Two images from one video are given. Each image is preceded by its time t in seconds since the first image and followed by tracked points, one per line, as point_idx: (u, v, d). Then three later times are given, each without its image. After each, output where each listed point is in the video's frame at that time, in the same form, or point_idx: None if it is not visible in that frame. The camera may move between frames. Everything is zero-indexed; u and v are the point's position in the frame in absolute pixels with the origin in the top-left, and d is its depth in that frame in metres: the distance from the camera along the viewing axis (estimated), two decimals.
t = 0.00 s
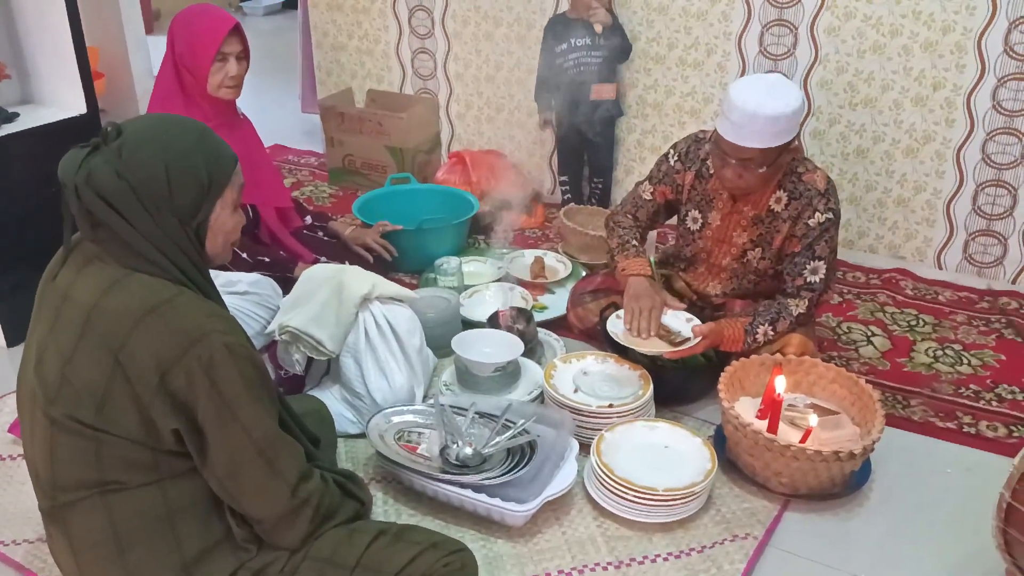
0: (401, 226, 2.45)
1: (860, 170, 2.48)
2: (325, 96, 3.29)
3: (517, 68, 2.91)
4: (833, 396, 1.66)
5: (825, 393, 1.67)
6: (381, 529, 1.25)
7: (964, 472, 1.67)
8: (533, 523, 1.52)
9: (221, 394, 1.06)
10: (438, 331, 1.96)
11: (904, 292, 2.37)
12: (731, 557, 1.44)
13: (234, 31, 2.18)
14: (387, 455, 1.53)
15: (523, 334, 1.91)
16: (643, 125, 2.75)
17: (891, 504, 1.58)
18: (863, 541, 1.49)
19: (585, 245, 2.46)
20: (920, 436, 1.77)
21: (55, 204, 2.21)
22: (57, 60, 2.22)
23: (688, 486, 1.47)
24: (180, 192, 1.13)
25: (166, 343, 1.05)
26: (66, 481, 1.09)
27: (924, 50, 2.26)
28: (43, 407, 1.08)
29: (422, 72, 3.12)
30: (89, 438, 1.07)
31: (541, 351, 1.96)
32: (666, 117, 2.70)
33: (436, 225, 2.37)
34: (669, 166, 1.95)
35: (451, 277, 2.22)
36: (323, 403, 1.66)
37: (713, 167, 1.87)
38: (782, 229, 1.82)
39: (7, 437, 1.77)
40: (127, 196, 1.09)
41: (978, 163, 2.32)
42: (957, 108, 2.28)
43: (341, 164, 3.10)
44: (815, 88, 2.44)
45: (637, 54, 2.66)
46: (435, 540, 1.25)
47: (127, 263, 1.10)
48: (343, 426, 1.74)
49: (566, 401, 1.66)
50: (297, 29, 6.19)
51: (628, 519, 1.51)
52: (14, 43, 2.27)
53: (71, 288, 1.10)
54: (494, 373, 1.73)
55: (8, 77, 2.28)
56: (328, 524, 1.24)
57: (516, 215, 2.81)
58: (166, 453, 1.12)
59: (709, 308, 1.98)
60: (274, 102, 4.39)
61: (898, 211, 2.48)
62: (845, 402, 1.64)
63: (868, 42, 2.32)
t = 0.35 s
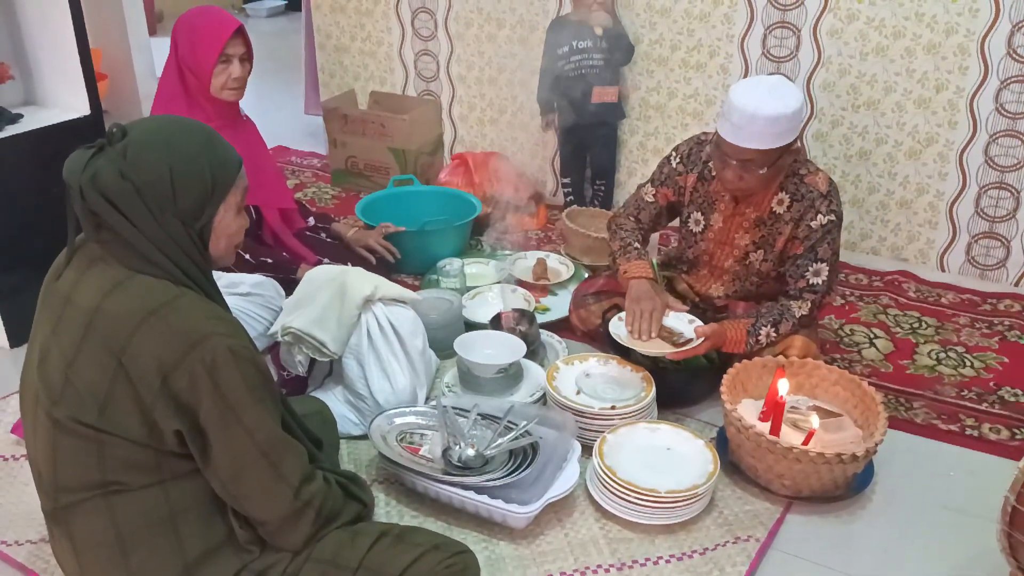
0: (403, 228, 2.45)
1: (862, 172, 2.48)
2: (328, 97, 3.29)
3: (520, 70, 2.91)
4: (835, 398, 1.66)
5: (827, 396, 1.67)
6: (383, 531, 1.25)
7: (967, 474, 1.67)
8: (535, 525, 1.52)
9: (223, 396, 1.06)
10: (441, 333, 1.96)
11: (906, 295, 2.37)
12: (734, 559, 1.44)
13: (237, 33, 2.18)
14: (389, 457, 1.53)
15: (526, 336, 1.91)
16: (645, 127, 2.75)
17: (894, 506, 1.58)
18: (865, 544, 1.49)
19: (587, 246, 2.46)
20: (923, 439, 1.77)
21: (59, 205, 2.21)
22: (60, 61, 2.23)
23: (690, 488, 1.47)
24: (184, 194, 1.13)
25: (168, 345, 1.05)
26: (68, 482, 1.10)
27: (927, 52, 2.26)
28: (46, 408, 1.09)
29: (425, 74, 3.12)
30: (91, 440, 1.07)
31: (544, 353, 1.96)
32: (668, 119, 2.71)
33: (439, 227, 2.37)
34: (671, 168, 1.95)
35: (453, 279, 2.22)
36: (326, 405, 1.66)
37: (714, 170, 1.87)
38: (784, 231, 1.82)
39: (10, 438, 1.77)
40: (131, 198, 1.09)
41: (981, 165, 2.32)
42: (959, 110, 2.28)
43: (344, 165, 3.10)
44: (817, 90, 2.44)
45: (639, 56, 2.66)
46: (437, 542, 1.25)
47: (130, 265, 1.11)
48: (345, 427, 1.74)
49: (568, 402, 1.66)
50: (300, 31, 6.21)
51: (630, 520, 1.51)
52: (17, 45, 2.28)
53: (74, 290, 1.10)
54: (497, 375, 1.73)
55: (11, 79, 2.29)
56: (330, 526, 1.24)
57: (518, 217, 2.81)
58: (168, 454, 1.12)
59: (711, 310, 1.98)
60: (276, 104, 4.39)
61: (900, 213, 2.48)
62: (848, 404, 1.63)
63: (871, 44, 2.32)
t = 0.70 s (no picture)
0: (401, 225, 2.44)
1: (861, 170, 2.48)
2: (326, 95, 3.29)
3: (518, 67, 2.91)
4: (832, 396, 1.66)
5: (824, 394, 1.67)
6: (380, 528, 1.25)
7: (964, 472, 1.67)
8: (533, 523, 1.52)
9: (220, 394, 1.06)
10: (438, 330, 1.96)
11: (904, 293, 2.37)
12: (731, 557, 1.44)
13: (235, 29, 2.18)
14: (387, 454, 1.53)
15: (523, 334, 1.91)
16: (643, 125, 2.75)
17: (891, 504, 1.58)
18: (862, 541, 1.49)
19: (585, 244, 2.46)
20: (920, 437, 1.77)
21: (56, 202, 2.21)
22: (58, 58, 2.22)
23: (688, 486, 1.47)
24: (182, 191, 1.13)
25: (164, 343, 1.05)
26: (65, 480, 1.10)
27: (926, 50, 2.26)
28: (42, 405, 1.09)
29: (423, 71, 3.12)
30: (87, 437, 1.07)
31: (541, 350, 1.96)
32: (667, 117, 2.70)
33: (437, 224, 2.37)
34: (669, 166, 1.95)
35: (451, 276, 2.22)
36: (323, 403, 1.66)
37: (711, 167, 1.87)
38: (782, 229, 1.82)
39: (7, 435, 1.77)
40: (128, 195, 1.09)
41: (979, 164, 2.32)
42: (958, 109, 2.28)
43: (342, 163, 3.10)
44: (816, 88, 2.44)
45: (638, 54, 2.66)
46: (434, 539, 1.25)
47: (127, 263, 1.11)
48: (343, 425, 1.74)
49: (566, 400, 1.66)
50: (298, 28, 6.20)
51: (627, 518, 1.51)
52: (14, 42, 2.27)
53: (71, 287, 1.10)
54: (494, 372, 1.73)
55: (9, 75, 2.28)
56: (328, 523, 1.24)
57: (516, 214, 2.81)
58: (165, 452, 1.12)
59: (709, 309, 1.99)
60: (274, 100, 4.38)
61: (898, 211, 2.48)
62: (846, 402, 1.64)
63: (870, 42, 2.32)
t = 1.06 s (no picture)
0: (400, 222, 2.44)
1: (861, 166, 2.48)
2: (325, 92, 3.28)
3: (517, 64, 2.91)
4: (832, 392, 1.66)
5: (825, 389, 1.67)
6: (381, 524, 1.26)
7: (965, 468, 1.67)
8: (533, 519, 1.53)
9: (219, 391, 1.06)
10: (438, 327, 1.96)
11: (904, 289, 2.37)
12: (731, 552, 1.45)
13: (234, 26, 2.18)
14: (387, 450, 1.53)
15: (524, 330, 1.91)
16: (643, 121, 2.75)
17: (890, 500, 1.58)
18: (862, 537, 1.49)
19: (585, 241, 2.46)
20: (920, 433, 1.77)
21: (56, 199, 2.21)
22: (57, 55, 2.22)
23: (688, 482, 1.47)
24: (181, 189, 1.13)
25: (163, 340, 1.05)
26: (65, 477, 1.10)
27: (925, 46, 2.26)
28: (41, 403, 1.09)
29: (423, 68, 3.12)
30: (87, 435, 1.08)
31: (541, 347, 1.96)
32: (667, 113, 2.70)
33: (437, 221, 2.37)
34: (669, 162, 1.94)
35: (451, 273, 2.22)
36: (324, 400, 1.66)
37: (711, 163, 1.87)
38: (782, 225, 1.82)
39: (8, 432, 1.77)
40: (127, 193, 1.09)
41: (979, 159, 2.32)
42: (958, 104, 2.28)
43: (342, 160, 3.10)
44: (816, 84, 2.44)
45: (638, 50, 2.65)
46: (434, 535, 1.25)
47: (125, 261, 1.11)
48: (343, 421, 1.75)
49: (566, 397, 1.66)
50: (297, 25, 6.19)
51: (628, 514, 1.51)
52: (13, 40, 2.27)
53: (69, 285, 1.10)
54: (494, 369, 1.73)
55: (8, 73, 2.28)
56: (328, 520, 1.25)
57: (516, 211, 2.81)
58: (164, 449, 1.12)
59: (709, 305, 2.00)
60: (274, 98, 4.38)
61: (898, 207, 2.48)
62: (845, 397, 1.64)
63: (869, 38, 2.31)
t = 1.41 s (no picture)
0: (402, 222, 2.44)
1: (863, 168, 2.48)
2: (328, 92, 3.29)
3: (520, 65, 2.91)
4: (834, 393, 1.66)
5: (827, 390, 1.66)
6: (383, 524, 1.26)
7: (967, 470, 1.67)
8: (534, 519, 1.53)
9: (223, 388, 1.06)
10: (440, 328, 1.96)
11: (906, 291, 2.37)
12: (733, 554, 1.45)
13: (237, 26, 2.18)
14: (388, 450, 1.53)
15: (525, 331, 1.91)
16: (645, 122, 2.75)
17: (892, 502, 1.58)
18: (864, 538, 1.49)
19: (587, 242, 2.46)
20: (922, 434, 1.77)
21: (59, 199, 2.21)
22: (60, 55, 2.23)
23: (689, 483, 1.47)
24: (184, 186, 1.13)
25: (167, 338, 1.05)
26: (69, 475, 1.10)
27: (928, 48, 2.26)
28: (45, 402, 1.09)
29: (425, 68, 3.12)
30: (92, 433, 1.08)
31: (543, 347, 1.96)
32: (669, 114, 2.70)
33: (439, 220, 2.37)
34: (669, 165, 1.95)
35: (453, 273, 2.22)
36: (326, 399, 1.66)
37: (712, 165, 1.87)
38: (784, 227, 1.82)
39: (10, 432, 1.77)
40: (133, 191, 1.09)
41: (982, 161, 2.32)
42: (960, 105, 2.28)
43: (344, 160, 3.10)
44: (818, 85, 2.44)
45: (640, 51, 2.65)
46: (436, 535, 1.25)
47: (130, 259, 1.11)
48: (345, 421, 1.75)
49: (568, 397, 1.66)
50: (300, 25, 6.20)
51: (629, 515, 1.51)
52: (17, 39, 2.28)
53: (73, 284, 1.10)
54: (496, 369, 1.73)
55: (11, 72, 2.28)
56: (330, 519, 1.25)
57: (518, 212, 2.81)
58: (168, 447, 1.12)
59: (711, 307, 1.99)
60: (277, 98, 4.39)
61: (900, 209, 2.48)
62: (847, 399, 1.64)
63: (872, 39, 2.31)
